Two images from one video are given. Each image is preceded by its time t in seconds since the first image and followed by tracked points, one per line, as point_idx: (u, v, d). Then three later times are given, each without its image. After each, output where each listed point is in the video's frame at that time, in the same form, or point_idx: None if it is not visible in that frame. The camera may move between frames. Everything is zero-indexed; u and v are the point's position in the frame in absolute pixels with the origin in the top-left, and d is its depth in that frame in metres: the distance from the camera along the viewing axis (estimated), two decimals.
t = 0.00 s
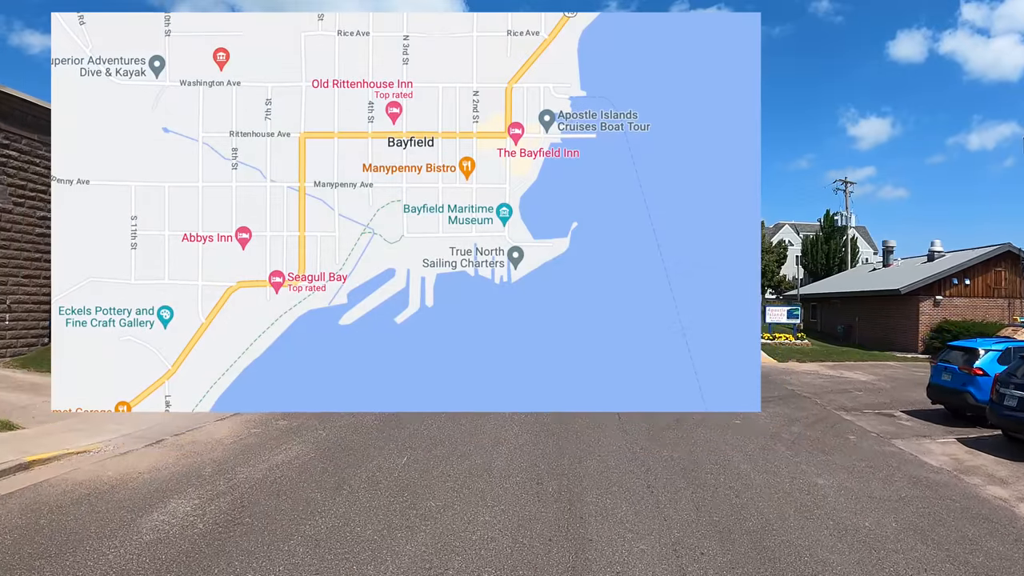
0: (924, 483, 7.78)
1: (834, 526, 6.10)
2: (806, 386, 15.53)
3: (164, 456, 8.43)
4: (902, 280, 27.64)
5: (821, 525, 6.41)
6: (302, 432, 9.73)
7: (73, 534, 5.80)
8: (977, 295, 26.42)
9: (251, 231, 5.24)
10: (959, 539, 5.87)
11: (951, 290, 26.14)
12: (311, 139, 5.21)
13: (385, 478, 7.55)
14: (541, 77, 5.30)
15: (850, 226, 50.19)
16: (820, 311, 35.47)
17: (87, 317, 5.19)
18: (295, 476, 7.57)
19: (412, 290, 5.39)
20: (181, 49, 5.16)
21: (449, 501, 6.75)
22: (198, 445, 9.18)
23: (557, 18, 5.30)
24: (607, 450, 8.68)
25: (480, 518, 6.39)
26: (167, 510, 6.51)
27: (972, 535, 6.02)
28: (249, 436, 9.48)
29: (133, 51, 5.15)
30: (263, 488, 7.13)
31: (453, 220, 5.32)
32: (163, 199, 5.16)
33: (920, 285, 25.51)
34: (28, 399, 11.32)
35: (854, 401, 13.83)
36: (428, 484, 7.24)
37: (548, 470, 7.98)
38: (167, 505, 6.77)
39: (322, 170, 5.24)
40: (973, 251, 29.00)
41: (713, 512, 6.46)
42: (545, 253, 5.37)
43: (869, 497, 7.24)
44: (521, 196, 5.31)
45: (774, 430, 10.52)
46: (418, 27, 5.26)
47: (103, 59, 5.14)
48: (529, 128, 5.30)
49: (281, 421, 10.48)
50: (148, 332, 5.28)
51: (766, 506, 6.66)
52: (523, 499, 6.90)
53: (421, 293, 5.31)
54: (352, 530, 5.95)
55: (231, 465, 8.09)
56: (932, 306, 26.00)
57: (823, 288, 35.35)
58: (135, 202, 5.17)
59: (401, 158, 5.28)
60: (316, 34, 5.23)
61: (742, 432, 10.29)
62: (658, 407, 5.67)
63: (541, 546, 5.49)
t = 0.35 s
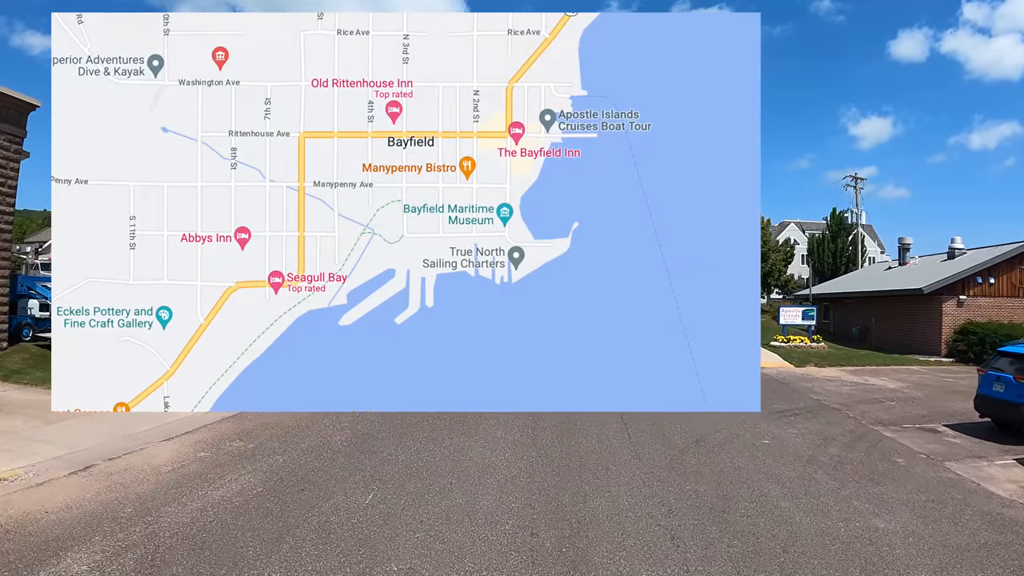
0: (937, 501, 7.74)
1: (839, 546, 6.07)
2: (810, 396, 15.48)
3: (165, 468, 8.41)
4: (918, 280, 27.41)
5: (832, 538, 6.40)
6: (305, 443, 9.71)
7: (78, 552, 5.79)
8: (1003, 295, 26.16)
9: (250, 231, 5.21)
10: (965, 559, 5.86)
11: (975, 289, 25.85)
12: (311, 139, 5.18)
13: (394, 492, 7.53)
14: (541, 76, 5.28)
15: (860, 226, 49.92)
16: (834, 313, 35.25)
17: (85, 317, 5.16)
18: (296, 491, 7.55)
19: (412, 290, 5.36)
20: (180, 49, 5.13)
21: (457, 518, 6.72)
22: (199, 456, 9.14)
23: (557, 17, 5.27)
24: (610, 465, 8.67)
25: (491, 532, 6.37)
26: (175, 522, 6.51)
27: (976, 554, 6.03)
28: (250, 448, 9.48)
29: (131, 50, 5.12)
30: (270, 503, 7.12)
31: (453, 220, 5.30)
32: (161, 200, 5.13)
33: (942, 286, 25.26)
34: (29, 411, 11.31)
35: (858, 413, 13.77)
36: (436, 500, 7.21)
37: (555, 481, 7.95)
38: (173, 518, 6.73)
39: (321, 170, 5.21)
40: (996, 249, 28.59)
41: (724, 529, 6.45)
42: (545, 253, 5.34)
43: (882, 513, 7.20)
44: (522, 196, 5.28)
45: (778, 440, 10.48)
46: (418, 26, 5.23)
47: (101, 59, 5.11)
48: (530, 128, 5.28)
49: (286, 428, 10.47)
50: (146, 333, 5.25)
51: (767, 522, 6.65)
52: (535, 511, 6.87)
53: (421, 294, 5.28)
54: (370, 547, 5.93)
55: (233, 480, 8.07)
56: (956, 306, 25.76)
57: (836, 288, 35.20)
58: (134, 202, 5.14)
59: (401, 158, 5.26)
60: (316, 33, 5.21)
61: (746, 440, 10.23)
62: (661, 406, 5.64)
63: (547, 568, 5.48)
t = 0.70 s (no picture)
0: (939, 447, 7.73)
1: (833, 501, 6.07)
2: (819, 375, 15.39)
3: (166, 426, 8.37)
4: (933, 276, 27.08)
5: (832, 471, 6.38)
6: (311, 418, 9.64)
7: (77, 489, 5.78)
8: None
9: (249, 231, 5.17)
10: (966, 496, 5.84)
11: None
12: (310, 139, 5.15)
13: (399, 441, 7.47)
14: (541, 76, 5.24)
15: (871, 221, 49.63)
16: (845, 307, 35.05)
17: (83, 318, 5.13)
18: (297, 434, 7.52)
19: (412, 290, 5.33)
20: (179, 47, 5.10)
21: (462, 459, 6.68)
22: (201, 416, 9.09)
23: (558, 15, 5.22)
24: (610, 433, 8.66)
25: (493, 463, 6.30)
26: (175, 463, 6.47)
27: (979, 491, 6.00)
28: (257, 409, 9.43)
29: (130, 49, 5.09)
30: (269, 452, 7.07)
31: (453, 220, 5.26)
32: (159, 199, 5.09)
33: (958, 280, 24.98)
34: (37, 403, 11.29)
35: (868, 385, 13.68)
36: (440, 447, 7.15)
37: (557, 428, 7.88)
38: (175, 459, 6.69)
39: (321, 170, 5.18)
40: None
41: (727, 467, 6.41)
42: (546, 253, 5.31)
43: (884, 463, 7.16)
44: (522, 196, 5.24)
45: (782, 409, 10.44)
46: (418, 24, 5.19)
47: (99, 57, 5.07)
48: (530, 127, 5.24)
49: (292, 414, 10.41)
50: (145, 334, 5.22)
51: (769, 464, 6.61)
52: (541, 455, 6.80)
53: (421, 294, 5.25)
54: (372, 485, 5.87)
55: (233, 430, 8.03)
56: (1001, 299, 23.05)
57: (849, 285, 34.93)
58: (132, 202, 5.10)
59: (401, 157, 5.22)
60: (315, 32, 5.17)
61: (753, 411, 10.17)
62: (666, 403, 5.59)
63: (550, 514, 5.43)
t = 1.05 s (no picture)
0: (945, 457, 7.65)
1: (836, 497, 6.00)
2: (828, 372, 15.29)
3: (170, 433, 8.37)
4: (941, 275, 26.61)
5: (837, 488, 6.33)
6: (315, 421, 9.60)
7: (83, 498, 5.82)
8: None
9: (248, 231, 5.13)
10: (970, 507, 5.79)
11: None
12: (309, 138, 5.11)
13: (404, 451, 7.41)
14: (543, 74, 5.20)
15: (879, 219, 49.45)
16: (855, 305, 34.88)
17: (81, 319, 5.09)
18: (301, 443, 7.48)
19: (413, 290, 5.28)
20: (177, 45, 5.06)
21: (468, 472, 6.58)
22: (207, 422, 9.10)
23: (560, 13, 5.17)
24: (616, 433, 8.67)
25: (498, 484, 6.25)
26: (183, 475, 6.48)
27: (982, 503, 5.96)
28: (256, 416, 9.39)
29: (128, 48, 5.05)
30: (280, 456, 7.06)
31: (453, 220, 5.22)
32: (158, 199, 5.05)
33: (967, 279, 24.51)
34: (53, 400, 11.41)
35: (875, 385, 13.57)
36: (447, 458, 7.06)
37: (567, 442, 7.83)
38: (182, 469, 6.71)
39: (320, 169, 5.14)
40: None
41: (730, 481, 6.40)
42: (547, 252, 5.26)
43: (892, 471, 7.10)
44: (523, 196, 5.20)
45: (787, 411, 10.41)
46: (419, 22, 5.15)
47: (97, 56, 5.04)
48: (531, 126, 5.20)
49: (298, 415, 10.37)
50: (143, 335, 5.18)
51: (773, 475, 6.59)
52: (548, 466, 6.76)
53: (421, 295, 5.21)
54: (377, 497, 5.83)
55: (238, 440, 8.03)
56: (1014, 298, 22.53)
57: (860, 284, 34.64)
58: (130, 202, 5.06)
59: (401, 157, 5.17)
60: (315, 31, 5.12)
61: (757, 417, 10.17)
62: (668, 408, 5.53)
63: (554, 516, 5.39)
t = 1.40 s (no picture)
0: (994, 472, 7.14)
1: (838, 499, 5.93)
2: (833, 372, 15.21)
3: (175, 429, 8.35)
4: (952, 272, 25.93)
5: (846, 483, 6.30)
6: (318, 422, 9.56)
7: (89, 494, 5.80)
8: None
9: (246, 231, 5.09)
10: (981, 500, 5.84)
11: None
12: (308, 137, 5.07)
13: (408, 446, 7.39)
14: (544, 73, 5.15)
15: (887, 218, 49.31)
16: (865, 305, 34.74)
17: (77, 321, 5.05)
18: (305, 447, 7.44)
19: (413, 291, 5.24)
20: (175, 43, 5.01)
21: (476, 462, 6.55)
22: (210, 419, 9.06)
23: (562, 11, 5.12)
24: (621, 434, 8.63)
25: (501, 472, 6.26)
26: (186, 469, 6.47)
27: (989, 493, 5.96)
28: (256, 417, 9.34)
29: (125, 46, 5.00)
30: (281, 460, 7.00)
31: (454, 220, 5.18)
32: (155, 199, 5.01)
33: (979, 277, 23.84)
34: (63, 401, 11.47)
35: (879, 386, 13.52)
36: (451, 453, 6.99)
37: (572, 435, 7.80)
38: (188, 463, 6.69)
39: (320, 169, 5.09)
40: None
41: (742, 470, 6.38)
42: (549, 253, 5.21)
43: (901, 465, 7.06)
44: (524, 196, 5.15)
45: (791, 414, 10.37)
46: (419, 21, 5.10)
47: (94, 55, 4.99)
48: (532, 126, 5.15)
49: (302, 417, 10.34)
50: (140, 336, 5.14)
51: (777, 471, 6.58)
52: (550, 468, 6.72)
53: (421, 296, 5.16)
54: (385, 486, 5.80)
55: (243, 434, 7.99)
56: None
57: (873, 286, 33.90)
58: (127, 202, 5.01)
59: (401, 156, 5.12)
60: (314, 29, 5.08)
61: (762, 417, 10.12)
62: (675, 403, 5.48)
63: (556, 521, 5.32)
